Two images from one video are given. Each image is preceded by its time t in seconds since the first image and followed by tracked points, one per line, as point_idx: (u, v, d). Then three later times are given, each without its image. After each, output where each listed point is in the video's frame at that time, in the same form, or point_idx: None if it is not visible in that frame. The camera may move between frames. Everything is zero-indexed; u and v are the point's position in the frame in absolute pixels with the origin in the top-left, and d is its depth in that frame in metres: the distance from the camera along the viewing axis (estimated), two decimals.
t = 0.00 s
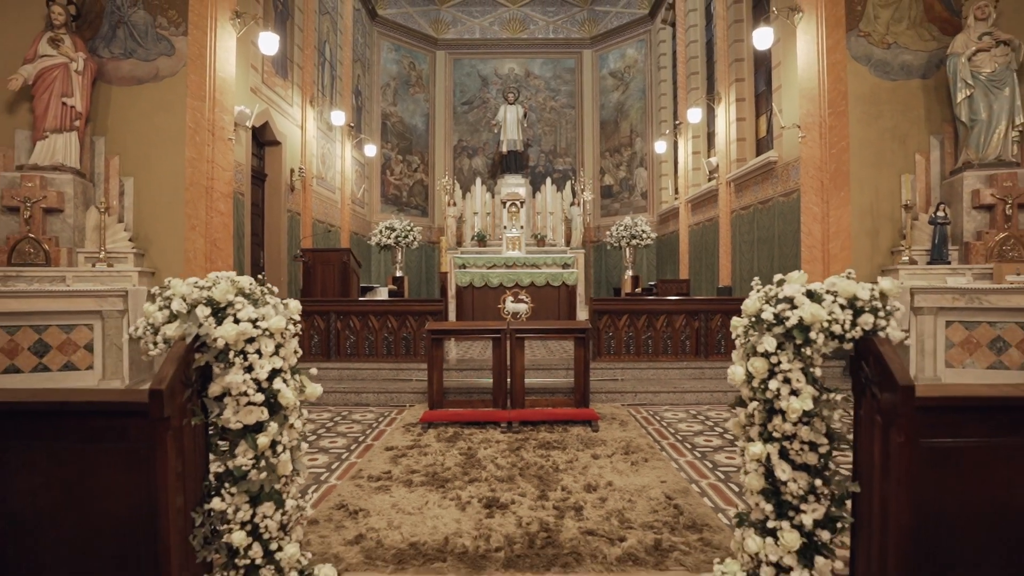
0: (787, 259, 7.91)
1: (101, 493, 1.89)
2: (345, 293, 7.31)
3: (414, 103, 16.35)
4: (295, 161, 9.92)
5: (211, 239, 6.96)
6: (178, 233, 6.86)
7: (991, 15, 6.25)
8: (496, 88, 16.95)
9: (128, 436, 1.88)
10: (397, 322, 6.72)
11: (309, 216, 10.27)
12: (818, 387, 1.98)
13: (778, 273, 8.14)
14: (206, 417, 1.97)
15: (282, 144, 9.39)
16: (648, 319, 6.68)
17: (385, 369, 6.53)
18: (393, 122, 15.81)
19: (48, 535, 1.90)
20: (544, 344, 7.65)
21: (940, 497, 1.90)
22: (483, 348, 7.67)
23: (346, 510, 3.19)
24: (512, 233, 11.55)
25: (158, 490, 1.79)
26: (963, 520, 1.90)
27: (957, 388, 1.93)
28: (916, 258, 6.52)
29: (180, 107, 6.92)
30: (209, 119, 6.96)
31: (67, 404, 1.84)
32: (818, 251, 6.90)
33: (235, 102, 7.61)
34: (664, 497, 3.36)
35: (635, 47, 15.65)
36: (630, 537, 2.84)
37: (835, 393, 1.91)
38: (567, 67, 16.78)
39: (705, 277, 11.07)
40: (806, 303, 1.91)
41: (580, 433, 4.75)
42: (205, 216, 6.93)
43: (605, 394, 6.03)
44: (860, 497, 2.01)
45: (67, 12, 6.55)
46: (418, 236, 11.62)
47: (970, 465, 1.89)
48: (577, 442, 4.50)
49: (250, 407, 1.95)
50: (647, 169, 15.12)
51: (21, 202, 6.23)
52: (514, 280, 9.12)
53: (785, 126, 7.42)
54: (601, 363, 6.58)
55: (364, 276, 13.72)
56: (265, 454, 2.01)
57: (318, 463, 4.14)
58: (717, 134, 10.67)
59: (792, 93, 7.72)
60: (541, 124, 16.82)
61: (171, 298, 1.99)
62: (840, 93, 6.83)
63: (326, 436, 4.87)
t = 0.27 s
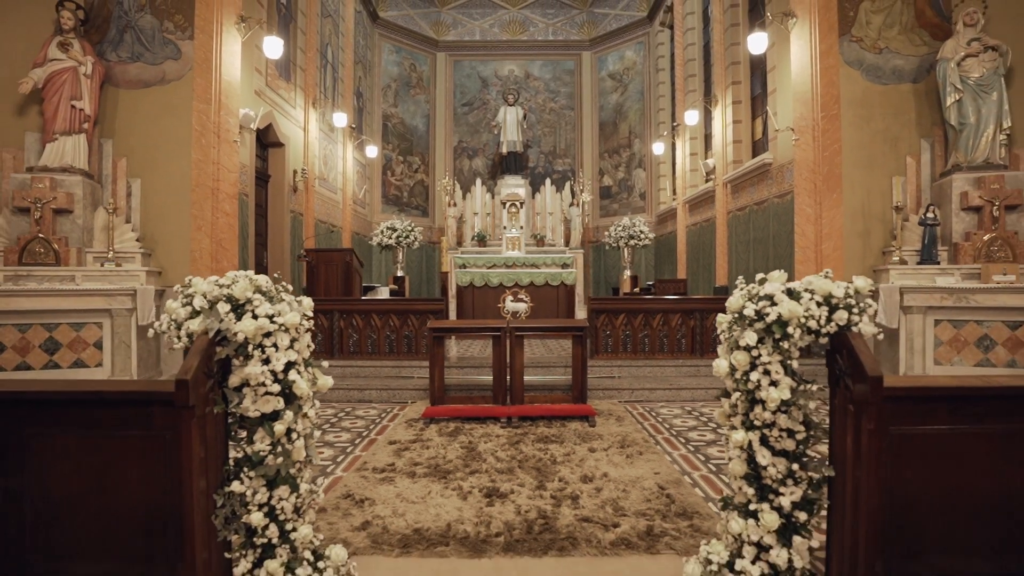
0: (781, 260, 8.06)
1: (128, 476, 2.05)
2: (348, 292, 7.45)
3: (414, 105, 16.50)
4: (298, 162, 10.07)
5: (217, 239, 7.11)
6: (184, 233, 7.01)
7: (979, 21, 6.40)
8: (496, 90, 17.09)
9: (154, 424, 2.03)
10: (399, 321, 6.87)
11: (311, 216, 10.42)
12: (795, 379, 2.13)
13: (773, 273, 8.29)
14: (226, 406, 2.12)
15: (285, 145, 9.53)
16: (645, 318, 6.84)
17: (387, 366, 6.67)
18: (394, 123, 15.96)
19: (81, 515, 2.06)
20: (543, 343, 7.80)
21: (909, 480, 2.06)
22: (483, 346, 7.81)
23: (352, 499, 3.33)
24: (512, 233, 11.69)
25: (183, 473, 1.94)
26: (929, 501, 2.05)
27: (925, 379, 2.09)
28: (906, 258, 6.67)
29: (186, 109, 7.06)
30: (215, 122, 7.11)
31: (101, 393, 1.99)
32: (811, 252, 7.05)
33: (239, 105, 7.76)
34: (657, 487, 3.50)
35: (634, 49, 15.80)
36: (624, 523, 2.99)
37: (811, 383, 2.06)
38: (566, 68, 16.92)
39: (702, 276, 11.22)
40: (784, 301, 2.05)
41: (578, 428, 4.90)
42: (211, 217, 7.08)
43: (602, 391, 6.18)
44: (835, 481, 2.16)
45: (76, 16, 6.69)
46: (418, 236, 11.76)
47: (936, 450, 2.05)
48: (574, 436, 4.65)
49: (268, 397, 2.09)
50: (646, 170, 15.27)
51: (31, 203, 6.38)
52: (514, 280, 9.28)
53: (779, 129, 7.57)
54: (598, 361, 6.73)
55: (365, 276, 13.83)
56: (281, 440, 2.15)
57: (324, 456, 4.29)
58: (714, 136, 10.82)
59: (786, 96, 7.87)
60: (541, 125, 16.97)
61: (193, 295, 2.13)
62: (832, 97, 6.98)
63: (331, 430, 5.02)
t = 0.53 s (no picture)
0: (776, 259, 8.20)
1: (153, 463, 2.20)
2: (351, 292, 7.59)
3: (415, 106, 16.64)
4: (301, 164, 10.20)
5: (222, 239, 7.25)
6: (190, 234, 7.15)
7: (970, 26, 6.53)
8: (496, 91, 17.22)
9: (177, 414, 2.18)
10: (402, 320, 7.02)
11: (314, 217, 10.55)
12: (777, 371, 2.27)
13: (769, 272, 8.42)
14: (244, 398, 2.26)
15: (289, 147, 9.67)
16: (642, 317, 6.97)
17: (390, 364, 6.80)
18: (395, 125, 16.10)
19: (110, 498, 2.21)
20: (542, 341, 7.94)
21: (883, 466, 2.21)
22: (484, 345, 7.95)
23: (359, 490, 3.48)
24: (512, 233, 11.82)
25: (205, 460, 2.08)
26: (901, 486, 2.20)
27: (898, 372, 2.23)
28: (899, 258, 6.80)
29: (192, 113, 7.20)
30: (220, 125, 7.26)
31: (128, 385, 2.14)
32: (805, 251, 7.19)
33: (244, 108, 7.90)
34: (652, 478, 3.64)
35: (633, 51, 15.94)
36: (619, 512, 3.14)
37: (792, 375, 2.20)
38: (565, 70, 17.06)
39: (700, 276, 11.35)
40: (767, 299, 2.19)
41: (576, 423, 5.03)
42: (217, 218, 7.23)
43: (600, 388, 6.32)
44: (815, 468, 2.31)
45: (84, 22, 6.83)
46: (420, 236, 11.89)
47: (908, 438, 2.20)
48: (572, 431, 4.79)
49: (282, 389, 2.24)
50: (644, 171, 15.40)
51: (42, 205, 6.53)
52: (514, 280, 9.43)
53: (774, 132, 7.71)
54: (597, 359, 6.87)
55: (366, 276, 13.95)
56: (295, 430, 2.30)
57: (330, 450, 4.43)
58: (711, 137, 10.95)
59: (781, 99, 8.01)
60: (540, 126, 17.11)
61: (211, 293, 2.26)
62: (826, 100, 7.12)
63: (336, 426, 5.16)
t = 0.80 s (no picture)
0: (772, 259, 8.34)
1: (174, 452, 2.34)
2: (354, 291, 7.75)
3: (416, 108, 16.78)
4: (304, 165, 10.35)
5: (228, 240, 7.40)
6: (196, 235, 7.29)
7: (960, 31, 6.66)
8: (496, 93, 17.37)
9: (197, 405, 2.32)
10: (404, 318, 7.17)
11: (316, 218, 10.70)
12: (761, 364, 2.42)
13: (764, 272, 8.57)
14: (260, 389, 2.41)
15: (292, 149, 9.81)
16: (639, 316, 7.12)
17: (392, 362, 6.94)
18: (396, 126, 16.25)
19: (135, 484, 2.35)
20: (541, 340, 8.09)
21: (860, 453, 2.35)
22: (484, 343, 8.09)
23: (364, 481, 3.62)
24: (512, 234, 11.97)
25: (224, 447, 2.22)
26: (876, 471, 2.35)
27: (874, 365, 2.37)
28: (890, 258, 6.95)
29: (198, 116, 7.35)
30: (226, 128, 7.41)
31: (151, 378, 2.28)
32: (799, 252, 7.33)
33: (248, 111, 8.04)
34: (646, 470, 3.79)
35: (632, 53, 16.08)
36: (614, 501, 3.29)
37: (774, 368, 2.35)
38: (565, 72, 17.20)
39: (697, 276, 11.50)
40: (751, 296, 2.33)
41: (574, 419, 5.18)
42: (223, 219, 7.38)
43: (598, 385, 6.46)
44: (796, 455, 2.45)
45: (93, 27, 6.97)
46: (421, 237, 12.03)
47: (883, 427, 2.35)
48: (570, 426, 4.93)
49: (296, 381, 2.38)
50: (643, 172, 15.55)
51: (52, 207, 6.67)
52: (514, 280, 9.58)
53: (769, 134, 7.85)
54: (595, 357, 7.02)
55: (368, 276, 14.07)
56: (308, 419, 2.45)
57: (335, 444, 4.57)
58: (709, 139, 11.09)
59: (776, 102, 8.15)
60: (540, 127, 17.26)
61: (228, 291, 2.40)
62: (819, 103, 7.26)
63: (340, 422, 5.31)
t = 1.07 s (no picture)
0: (767, 260, 8.49)
1: (194, 440, 2.49)
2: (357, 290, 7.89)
3: (417, 109, 16.92)
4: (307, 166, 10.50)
5: (234, 240, 7.55)
6: (203, 235, 7.44)
7: (950, 36, 6.80)
8: (496, 94, 17.51)
9: (216, 397, 2.47)
10: (406, 317, 7.33)
11: (319, 218, 10.85)
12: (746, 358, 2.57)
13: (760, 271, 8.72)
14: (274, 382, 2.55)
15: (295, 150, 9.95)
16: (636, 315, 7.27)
17: (395, 360, 7.08)
18: (397, 127, 16.40)
19: (158, 471, 2.50)
20: (541, 339, 8.23)
21: (839, 442, 2.50)
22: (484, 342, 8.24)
23: (369, 472, 3.77)
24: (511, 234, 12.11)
25: (242, 436, 2.37)
26: (853, 458, 2.49)
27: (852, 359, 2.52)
28: (882, 258, 7.09)
29: (204, 119, 7.50)
30: (232, 130, 7.56)
31: (173, 371, 2.42)
32: (793, 252, 7.48)
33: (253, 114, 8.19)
34: (640, 462, 3.93)
35: (631, 55, 16.21)
36: (609, 490, 3.44)
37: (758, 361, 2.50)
38: (564, 73, 17.34)
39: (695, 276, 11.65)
40: (736, 294, 2.47)
41: (572, 415, 5.32)
42: (228, 220, 7.52)
43: (596, 383, 6.60)
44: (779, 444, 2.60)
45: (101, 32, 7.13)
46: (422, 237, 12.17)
47: (860, 417, 2.49)
48: (568, 422, 5.07)
49: (308, 374, 2.53)
50: (642, 172, 15.69)
51: (62, 208, 6.83)
52: (514, 279, 9.72)
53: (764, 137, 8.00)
54: (593, 355, 7.16)
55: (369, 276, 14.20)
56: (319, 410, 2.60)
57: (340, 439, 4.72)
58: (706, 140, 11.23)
59: (771, 105, 8.30)
60: (540, 128, 17.41)
61: (243, 289, 2.54)
62: (813, 106, 7.40)
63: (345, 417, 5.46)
